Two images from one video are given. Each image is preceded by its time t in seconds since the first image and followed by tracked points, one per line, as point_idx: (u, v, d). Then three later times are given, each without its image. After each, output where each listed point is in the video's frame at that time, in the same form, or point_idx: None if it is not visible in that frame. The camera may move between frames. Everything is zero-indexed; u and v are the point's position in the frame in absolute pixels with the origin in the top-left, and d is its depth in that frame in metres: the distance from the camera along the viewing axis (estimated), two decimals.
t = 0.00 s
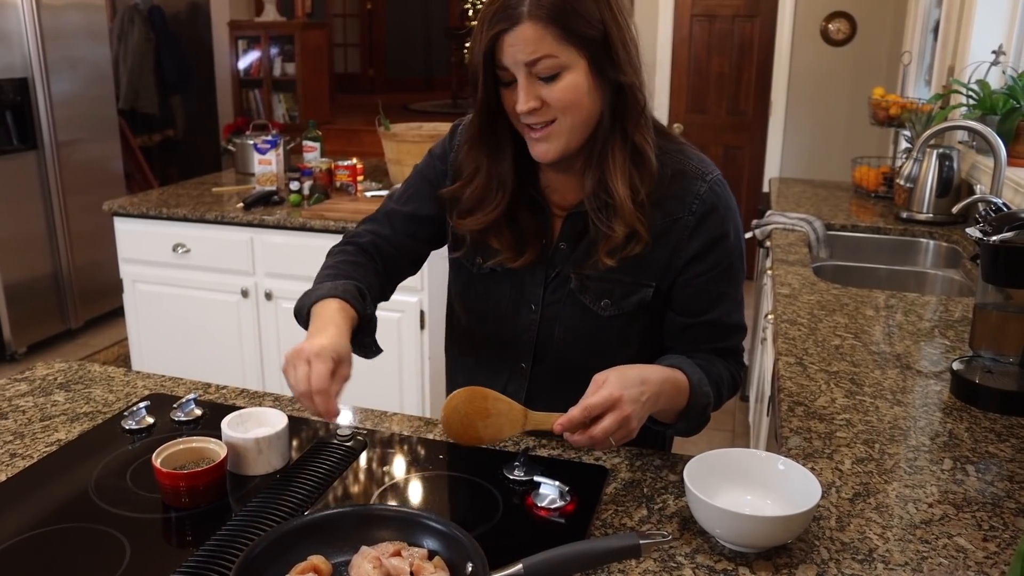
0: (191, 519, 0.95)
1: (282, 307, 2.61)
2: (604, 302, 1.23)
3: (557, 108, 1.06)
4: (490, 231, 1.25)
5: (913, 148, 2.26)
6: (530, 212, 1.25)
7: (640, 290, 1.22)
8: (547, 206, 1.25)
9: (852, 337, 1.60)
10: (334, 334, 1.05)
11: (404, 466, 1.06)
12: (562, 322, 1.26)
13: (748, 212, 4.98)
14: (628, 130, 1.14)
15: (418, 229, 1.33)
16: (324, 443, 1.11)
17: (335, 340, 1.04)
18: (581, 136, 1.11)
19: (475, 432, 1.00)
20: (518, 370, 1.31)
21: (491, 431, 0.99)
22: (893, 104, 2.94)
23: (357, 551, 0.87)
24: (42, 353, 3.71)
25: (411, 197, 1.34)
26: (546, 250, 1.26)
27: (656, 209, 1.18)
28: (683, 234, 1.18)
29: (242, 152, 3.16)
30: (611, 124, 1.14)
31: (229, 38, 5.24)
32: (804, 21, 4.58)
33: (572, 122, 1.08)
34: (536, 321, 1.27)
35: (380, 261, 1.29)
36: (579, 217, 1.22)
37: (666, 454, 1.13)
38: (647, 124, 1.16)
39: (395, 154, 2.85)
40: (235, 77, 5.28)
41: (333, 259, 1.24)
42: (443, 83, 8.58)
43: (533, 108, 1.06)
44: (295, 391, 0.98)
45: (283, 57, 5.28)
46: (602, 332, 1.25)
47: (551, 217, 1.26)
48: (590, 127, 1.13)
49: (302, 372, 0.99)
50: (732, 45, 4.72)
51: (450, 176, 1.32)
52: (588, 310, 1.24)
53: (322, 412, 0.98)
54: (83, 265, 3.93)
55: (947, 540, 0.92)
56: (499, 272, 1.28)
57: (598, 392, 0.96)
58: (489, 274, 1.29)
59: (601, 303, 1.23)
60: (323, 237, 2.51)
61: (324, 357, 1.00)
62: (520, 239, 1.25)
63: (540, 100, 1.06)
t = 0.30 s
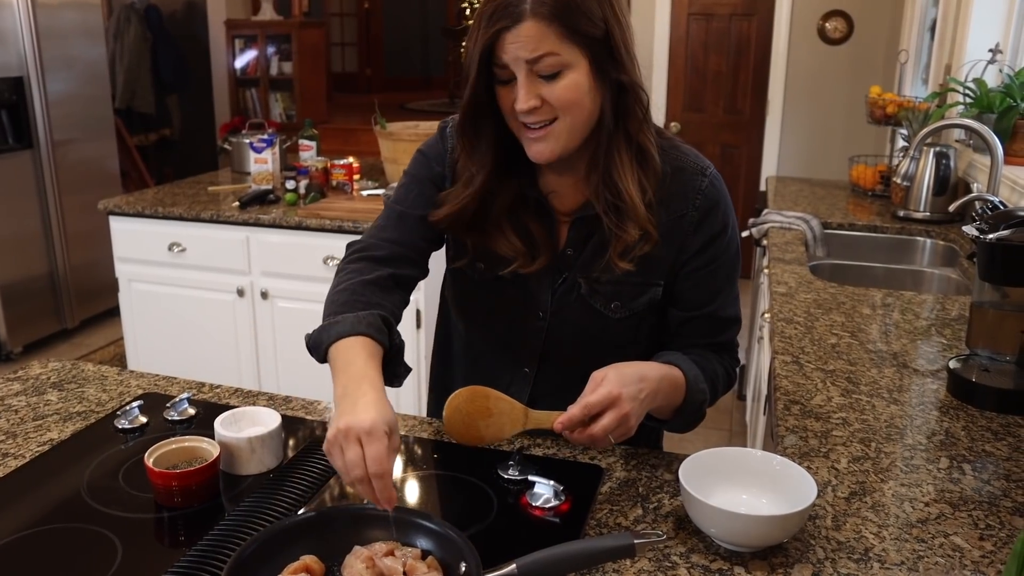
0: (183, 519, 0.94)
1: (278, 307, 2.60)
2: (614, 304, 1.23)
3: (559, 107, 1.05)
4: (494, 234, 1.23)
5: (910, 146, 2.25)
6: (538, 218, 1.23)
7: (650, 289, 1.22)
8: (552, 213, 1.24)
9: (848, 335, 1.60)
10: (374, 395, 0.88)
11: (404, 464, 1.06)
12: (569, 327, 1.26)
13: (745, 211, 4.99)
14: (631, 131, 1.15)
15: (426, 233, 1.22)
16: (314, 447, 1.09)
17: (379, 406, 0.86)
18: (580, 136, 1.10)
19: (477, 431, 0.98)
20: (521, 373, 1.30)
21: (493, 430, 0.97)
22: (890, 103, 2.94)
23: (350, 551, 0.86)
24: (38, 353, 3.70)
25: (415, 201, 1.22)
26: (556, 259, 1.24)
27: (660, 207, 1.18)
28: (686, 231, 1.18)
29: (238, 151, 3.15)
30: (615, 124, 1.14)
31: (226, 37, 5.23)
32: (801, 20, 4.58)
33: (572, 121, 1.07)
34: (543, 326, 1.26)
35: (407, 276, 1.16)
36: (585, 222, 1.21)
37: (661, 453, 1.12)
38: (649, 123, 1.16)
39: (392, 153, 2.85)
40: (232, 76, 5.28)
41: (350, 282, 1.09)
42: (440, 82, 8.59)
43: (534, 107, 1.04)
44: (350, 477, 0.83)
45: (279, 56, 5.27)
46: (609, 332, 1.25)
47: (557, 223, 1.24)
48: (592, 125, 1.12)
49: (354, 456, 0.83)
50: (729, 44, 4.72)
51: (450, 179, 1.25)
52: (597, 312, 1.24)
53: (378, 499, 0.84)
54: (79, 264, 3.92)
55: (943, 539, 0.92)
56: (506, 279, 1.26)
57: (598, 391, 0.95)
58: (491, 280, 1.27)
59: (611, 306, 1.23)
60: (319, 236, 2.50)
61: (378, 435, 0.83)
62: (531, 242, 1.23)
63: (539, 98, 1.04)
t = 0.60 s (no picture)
0: (177, 519, 0.94)
1: (274, 307, 2.60)
2: (610, 313, 1.23)
3: (555, 116, 1.05)
4: (493, 245, 1.21)
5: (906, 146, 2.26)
6: (534, 227, 1.23)
7: (647, 297, 1.22)
8: (549, 221, 1.23)
9: (843, 335, 1.60)
10: (339, 402, 0.86)
11: (399, 465, 1.06)
12: (565, 334, 1.26)
13: (741, 211, 4.99)
14: (629, 138, 1.16)
15: (419, 230, 1.21)
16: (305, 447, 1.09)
17: (341, 422, 0.83)
18: (576, 142, 1.10)
19: (479, 442, 0.96)
20: (515, 381, 1.30)
21: (494, 441, 0.96)
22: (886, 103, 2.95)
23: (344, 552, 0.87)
24: (34, 353, 3.69)
25: (409, 198, 1.20)
26: (553, 268, 1.24)
27: (656, 214, 1.18)
28: (682, 238, 1.19)
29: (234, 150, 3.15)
30: (611, 132, 1.14)
31: (222, 37, 5.23)
32: (797, 20, 4.59)
33: (568, 129, 1.07)
34: (537, 333, 1.26)
35: (398, 272, 1.13)
36: (580, 231, 1.21)
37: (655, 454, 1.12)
38: (644, 131, 1.17)
39: (388, 153, 2.85)
40: (229, 76, 5.28)
41: (334, 273, 1.05)
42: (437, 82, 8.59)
43: (530, 115, 1.04)
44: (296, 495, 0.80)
45: (276, 56, 5.26)
46: (604, 338, 1.26)
47: (553, 230, 1.24)
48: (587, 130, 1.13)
49: (303, 479, 0.80)
50: (726, 44, 4.72)
51: (444, 181, 1.24)
52: (591, 319, 1.24)
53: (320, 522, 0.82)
54: (75, 265, 3.91)
55: (937, 539, 0.92)
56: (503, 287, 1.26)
57: (596, 399, 0.95)
58: (482, 286, 1.26)
59: (607, 314, 1.23)
60: (316, 237, 2.50)
61: (334, 464, 0.80)
62: (527, 251, 1.22)
63: (536, 106, 1.04)
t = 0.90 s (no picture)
0: (177, 518, 0.94)
1: (273, 307, 2.61)
2: (601, 312, 1.23)
3: (545, 120, 1.05)
4: (479, 239, 1.23)
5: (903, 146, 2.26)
6: (522, 224, 1.23)
7: (638, 297, 1.22)
8: (540, 221, 1.24)
9: (841, 334, 1.61)
10: (335, 395, 0.88)
11: (398, 464, 1.06)
12: (558, 334, 1.26)
13: (739, 211, 5.00)
14: (620, 145, 1.15)
15: (408, 232, 1.22)
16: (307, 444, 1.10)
17: (338, 409, 0.86)
18: (568, 145, 1.10)
19: (468, 445, 0.96)
20: (510, 381, 1.30)
21: (485, 445, 0.96)
22: (883, 103, 2.95)
23: (343, 549, 0.87)
24: (32, 353, 3.69)
25: (398, 201, 1.23)
26: (543, 266, 1.24)
27: (649, 214, 1.19)
28: (675, 239, 1.19)
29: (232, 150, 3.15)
30: (604, 137, 1.14)
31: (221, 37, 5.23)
32: (795, 21, 4.60)
33: (559, 133, 1.07)
34: (530, 332, 1.26)
35: (385, 275, 1.17)
36: (570, 230, 1.22)
37: (653, 452, 1.13)
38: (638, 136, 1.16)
39: (386, 153, 2.85)
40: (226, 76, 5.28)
41: (320, 275, 1.09)
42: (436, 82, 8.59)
43: (521, 117, 1.04)
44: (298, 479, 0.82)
45: (274, 56, 5.27)
46: (597, 339, 1.26)
47: (544, 231, 1.25)
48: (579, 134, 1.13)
49: (307, 463, 0.81)
50: (724, 44, 4.72)
51: (435, 183, 1.25)
52: (585, 320, 1.24)
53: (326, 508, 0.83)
54: (73, 265, 3.91)
55: (934, 536, 0.92)
56: (494, 286, 1.26)
57: (588, 400, 0.95)
58: (478, 286, 1.27)
59: (599, 314, 1.23)
60: (313, 236, 2.50)
61: (335, 448, 0.82)
62: (515, 250, 1.23)
63: (527, 109, 1.04)
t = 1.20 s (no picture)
0: (176, 515, 0.95)
1: (271, 306, 2.61)
2: (597, 306, 1.24)
3: (547, 116, 1.06)
4: (478, 239, 1.23)
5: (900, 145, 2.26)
6: (519, 220, 1.24)
7: (633, 291, 1.22)
8: (536, 215, 1.24)
9: (839, 332, 1.61)
10: (349, 401, 0.91)
11: (396, 464, 1.06)
12: (554, 329, 1.26)
13: (737, 210, 5.00)
14: (617, 137, 1.15)
15: (411, 236, 1.24)
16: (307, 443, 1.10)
17: (353, 410, 0.89)
18: (569, 142, 1.11)
19: (451, 442, 0.94)
20: (509, 376, 1.30)
21: (467, 445, 0.95)
22: (880, 101, 2.96)
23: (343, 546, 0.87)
24: (30, 353, 3.69)
25: (402, 204, 1.24)
26: (538, 260, 1.25)
27: (645, 208, 1.18)
28: (670, 234, 1.18)
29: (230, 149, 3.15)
30: (603, 131, 1.14)
31: (218, 36, 5.23)
32: (792, 20, 4.61)
33: (560, 129, 1.07)
34: (527, 328, 1.27)
35: (391, 281, 1.19)
36: (566, 223, 1.22)
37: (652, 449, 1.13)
38: (635, 130, 1.17)
39: (384, 152, 2.85)
40: (224, 76, 5.27)
41: (331, 285, 1.11)
42: (433, 82, 8.60)
43: (525, 113, 1.05)
44: (314, 473, 0.84)
45: (272, 56, 5.26)
46: (594, 334, 1.26)
47: (541, 225, 1.25)
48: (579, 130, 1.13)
49: (322, 453, 0.84)
50: (721, 43, 4.73)
51: (434, 183, 1.25)
52: (581, 315, 1.25)
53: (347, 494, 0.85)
54: (71, 265, 3.91)
55: (931, 531, 0.93)
56: (489, 281, 1.27)
57: (570, 398, 0.96)
58: (476, 283, 1.28)
59: (594, 308, 1.24)
60: (312, 235, 2.51)
61: (346, 434, 0.86)
62: (512, 246, 1.24)
63: (531, 105, 1.05)
